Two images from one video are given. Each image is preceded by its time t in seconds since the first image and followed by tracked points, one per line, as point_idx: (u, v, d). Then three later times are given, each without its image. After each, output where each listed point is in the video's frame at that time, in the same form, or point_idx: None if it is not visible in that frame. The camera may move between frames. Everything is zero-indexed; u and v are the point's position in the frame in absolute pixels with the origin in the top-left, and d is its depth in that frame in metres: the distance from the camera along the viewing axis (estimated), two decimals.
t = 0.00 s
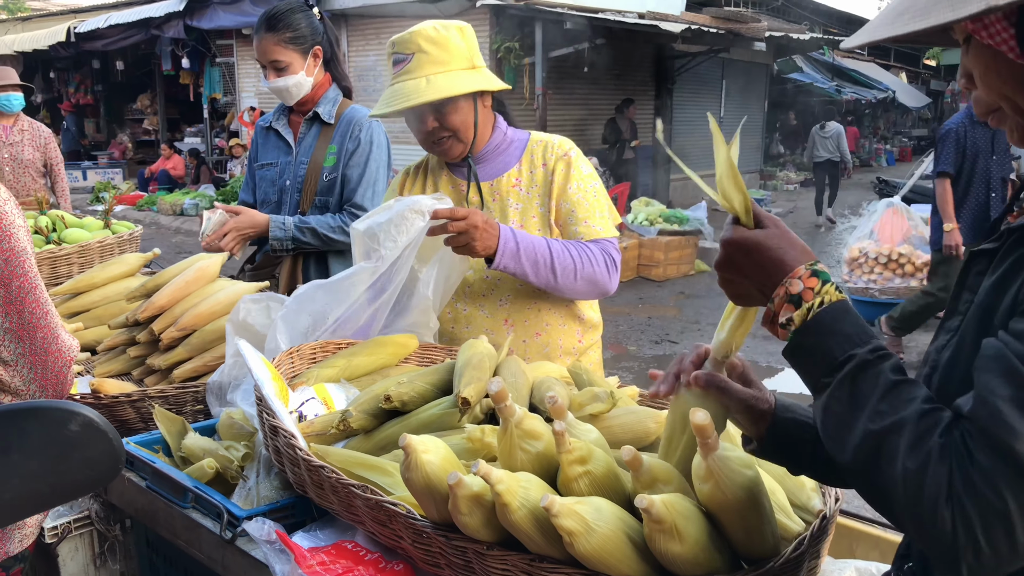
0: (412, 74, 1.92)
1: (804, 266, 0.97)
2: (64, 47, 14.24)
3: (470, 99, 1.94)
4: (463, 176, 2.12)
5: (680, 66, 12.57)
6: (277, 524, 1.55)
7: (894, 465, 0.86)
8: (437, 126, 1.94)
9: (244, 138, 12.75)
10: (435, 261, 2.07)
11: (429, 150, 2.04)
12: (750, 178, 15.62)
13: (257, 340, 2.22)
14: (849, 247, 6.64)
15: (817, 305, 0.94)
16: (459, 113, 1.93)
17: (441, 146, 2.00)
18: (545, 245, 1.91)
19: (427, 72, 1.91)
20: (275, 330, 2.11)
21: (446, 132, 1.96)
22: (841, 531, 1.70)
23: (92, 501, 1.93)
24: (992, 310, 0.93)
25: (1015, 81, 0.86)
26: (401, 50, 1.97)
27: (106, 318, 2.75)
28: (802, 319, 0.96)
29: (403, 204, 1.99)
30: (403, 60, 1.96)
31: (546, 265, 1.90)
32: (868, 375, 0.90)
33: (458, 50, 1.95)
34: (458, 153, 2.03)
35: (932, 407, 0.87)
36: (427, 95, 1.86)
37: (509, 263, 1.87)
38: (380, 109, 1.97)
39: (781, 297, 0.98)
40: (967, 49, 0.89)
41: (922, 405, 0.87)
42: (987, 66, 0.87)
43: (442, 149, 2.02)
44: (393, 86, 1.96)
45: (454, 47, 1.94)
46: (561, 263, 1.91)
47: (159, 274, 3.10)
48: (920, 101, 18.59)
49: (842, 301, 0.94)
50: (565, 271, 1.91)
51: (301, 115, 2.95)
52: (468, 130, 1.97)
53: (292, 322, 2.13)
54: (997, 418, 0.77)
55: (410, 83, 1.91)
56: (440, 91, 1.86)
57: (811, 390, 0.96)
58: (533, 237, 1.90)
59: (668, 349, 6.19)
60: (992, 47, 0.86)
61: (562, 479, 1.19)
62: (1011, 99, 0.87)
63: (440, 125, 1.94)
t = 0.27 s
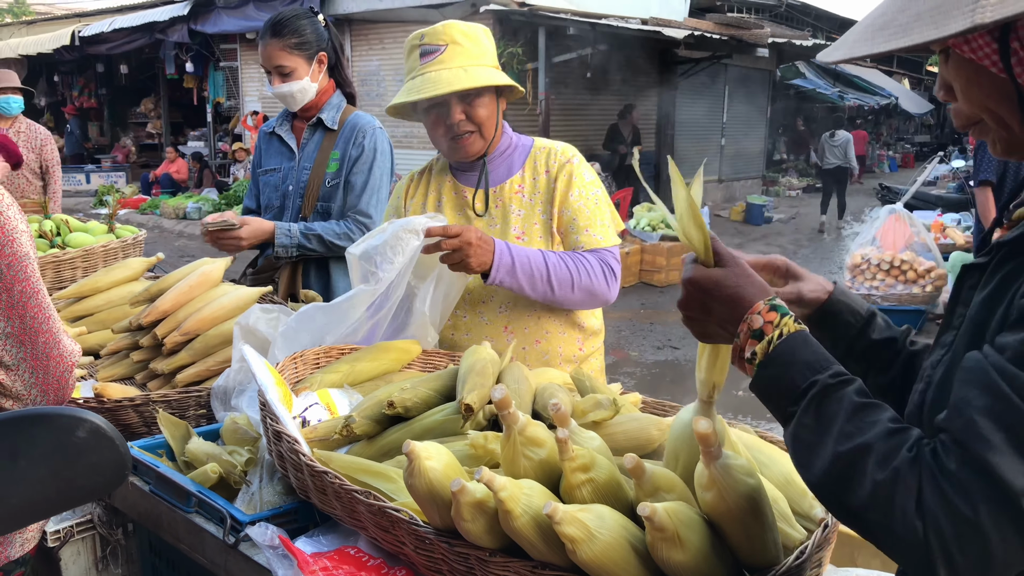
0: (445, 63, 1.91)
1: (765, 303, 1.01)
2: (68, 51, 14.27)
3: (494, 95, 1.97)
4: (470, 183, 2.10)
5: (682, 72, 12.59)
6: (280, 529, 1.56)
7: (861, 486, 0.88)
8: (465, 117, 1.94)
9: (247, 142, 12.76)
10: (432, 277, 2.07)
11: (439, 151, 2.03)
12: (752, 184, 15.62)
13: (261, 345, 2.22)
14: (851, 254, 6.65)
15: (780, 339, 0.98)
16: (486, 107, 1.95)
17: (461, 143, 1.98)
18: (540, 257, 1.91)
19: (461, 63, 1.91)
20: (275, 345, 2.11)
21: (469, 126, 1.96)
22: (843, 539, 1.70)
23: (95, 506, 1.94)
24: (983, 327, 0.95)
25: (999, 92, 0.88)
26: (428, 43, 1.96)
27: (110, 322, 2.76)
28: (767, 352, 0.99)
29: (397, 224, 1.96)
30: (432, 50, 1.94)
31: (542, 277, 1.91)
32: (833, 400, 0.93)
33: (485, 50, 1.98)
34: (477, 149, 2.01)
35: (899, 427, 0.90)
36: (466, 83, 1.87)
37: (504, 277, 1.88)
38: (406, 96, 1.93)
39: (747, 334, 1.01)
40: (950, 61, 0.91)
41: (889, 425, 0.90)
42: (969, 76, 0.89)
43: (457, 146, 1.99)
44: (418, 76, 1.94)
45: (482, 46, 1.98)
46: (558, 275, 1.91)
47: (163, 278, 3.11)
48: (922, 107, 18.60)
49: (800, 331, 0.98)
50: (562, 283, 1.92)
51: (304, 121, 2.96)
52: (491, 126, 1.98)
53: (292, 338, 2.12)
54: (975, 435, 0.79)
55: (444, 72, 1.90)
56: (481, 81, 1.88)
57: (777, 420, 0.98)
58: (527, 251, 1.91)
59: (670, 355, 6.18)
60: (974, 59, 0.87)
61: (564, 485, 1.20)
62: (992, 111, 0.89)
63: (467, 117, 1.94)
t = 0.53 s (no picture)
0: (465, 62, 1.91)
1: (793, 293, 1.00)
2: (66, 54, 14.27)
3: (505, 97, 2.00)
4: (471, 186, 2.08)
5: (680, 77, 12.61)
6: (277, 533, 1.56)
7: (837, 462, 0.90)
8: (479, 116, 1.96)
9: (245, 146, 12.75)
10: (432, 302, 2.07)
11: (444, 149, 2.02)
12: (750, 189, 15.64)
13: (260, 349, 2.22)
14: (848, 259, 6.63)
15: (784, 331, 0.98)
16: (499, 108, 1.98)
17: (470, 143, 1.98)
18: (536, 277, 1.91)
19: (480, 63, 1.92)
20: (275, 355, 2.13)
21: (481, 126, 1.98)
22: (838, 543, 1.70)
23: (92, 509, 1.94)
24: (965, 319, 0.95)
25: (993, 95, 0.89)
26: (446, 38, 1.96)
27: (108, 326, 2.76)
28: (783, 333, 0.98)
29: (397, 270, 1.96)
30: (453, 47, 1.94)
31: (541, 298, 1.91)
32: (829, 379, 0.94)
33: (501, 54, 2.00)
34: (486, 149, 2.00)
35: (883, 407, 0.90)
36: (488, 83, 1.88)
37: (504, 306, 1.88)
38: (423, 89, 1.92)
39: (770, 315, 1.00)
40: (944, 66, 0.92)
41: (874, 405, 0.90)
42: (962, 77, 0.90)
43: (467, 144, 1.99)
44: (437, 71, 1.94)
45: (500, 50, 2.00)
46: (555, 293, 1.91)
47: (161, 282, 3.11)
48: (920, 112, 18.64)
49: (817, 317, 0.97)
50: (560, 300, 1.92)
51: (303, 125, 2.96)
52: (502, 128, 2.00)
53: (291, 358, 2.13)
54: (938, 414, 0.80)
55: (467, 70, 1.90)
56: (503, 83, 1.91)
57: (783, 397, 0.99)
58: (522, 272, 1.91)
59: (668, 360, 6.17)
60: (967, 62, 0.88)
61: (561, 489, 1.20)
62: (983, 113, 0.90)
63: (479, 117, 1.96)
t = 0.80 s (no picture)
0: (475, 58, 1.91)
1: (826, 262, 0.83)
2: (61, 54, 14.22)
3: (510, 99, 2.00)
4: (467, 186, 2.07)
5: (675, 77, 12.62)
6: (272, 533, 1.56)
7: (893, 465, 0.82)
8: (483, 113, 1.95)
9: (240, 147, 12.72)
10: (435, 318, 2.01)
11: (445, 144, 2.01)
12: (745, 188, 15.66)
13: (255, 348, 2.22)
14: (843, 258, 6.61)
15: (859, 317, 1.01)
16: (503, 106, 1.98)
17: (471, 139, 1.98)
18: (541, 307, 1.92)
19: (488, 61, 1.91)
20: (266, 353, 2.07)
21: (484, 123, 1.97)
22: (833, 542, 1.70)
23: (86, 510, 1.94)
24: None
25: None
26: (458, 33, 1.95)
27: (102, 326, 2.76)
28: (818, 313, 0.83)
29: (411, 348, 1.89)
30: (464, 42, 1.93)
31: (551, 327, 1.92)
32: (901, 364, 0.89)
33: (509, 54, 1.99)
34: (485, 147, 2.00)
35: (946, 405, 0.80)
36: (495, 80, 1.87)
37: (519, 344, 1.89)
38: (433, 80, 1.90)
39: (857, 280, 1.02)
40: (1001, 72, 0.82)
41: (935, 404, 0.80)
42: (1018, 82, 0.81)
43: (468, 140, 1.99)
44: (447, 64, 1.92)
45: (510, 49, 1.99)
46: (563, 318, 1.93)
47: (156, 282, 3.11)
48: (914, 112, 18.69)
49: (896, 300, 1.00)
50: (569, 324, 1.94)
51: (296, 125, 2.96)
52: (505, 128, 2.00)
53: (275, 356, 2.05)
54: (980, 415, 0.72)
55: (478, 65, 1.89)
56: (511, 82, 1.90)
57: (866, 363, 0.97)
58: (526, 305, 1.92)
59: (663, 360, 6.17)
60: None
61: (556, 488, 1.20)
62: None
63: (484, 114, 1.96)
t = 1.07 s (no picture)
0: (489, 55, 1.88)
1: (730, 463, 0.95)
2: (55, 55, 14.19)
3: (521, 96, 1.98)
4: (477, 187, 2.04)
5: (671, 78, 12.63)
6: (268, 534, 1.56)
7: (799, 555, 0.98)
8: (494, 111, 1.93)
9: (235, 148, 12.70)
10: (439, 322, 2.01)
11: (455, 141, 1.99)
12: (740, 189, 15.68)
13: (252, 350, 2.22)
14: (838, 258, 6.64)
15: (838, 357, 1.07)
16: (514, 104, 1.95)
17: (482, 137, 1.95)
18: (545, 321, 1.94)
19: (501, 59, 1.89)
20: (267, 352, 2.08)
21: (495, 122, 1.95)
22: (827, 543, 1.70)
23: (81, 512, 1.94)
24: None
25: None
26: (471, 28, 1.90)
27: (98, 328, 2.75)
28: (755, 530, 0.93)
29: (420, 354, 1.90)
30: (478, 39, 1.88)
31: (556, 340, 1.94)
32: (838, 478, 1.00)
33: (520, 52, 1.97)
34: (495, 147, 1.98)
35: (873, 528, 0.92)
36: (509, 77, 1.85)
37: (523, 359, 1.90)
38: (444, 76, 1.87)
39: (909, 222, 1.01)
40: None
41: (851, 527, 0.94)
42: None
43: (478, 138, 1.96)
44: (460, 61, 1.88)
45: (521, 49, 1.96)
46: (568, 331, 1.95)
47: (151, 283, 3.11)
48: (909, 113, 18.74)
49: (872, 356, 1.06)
50: (574, 335, 1.97)
51: (290, 127, 2.96)
52: (515, 128, 1.98)
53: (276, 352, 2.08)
54: None
55: (491, 63, 1.87)
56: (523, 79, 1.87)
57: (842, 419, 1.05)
58: (531, 320, 1.94)
59: (659, 361, 6.18)
60: None
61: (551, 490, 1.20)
62: None
63: (495, 113, 1.94)
